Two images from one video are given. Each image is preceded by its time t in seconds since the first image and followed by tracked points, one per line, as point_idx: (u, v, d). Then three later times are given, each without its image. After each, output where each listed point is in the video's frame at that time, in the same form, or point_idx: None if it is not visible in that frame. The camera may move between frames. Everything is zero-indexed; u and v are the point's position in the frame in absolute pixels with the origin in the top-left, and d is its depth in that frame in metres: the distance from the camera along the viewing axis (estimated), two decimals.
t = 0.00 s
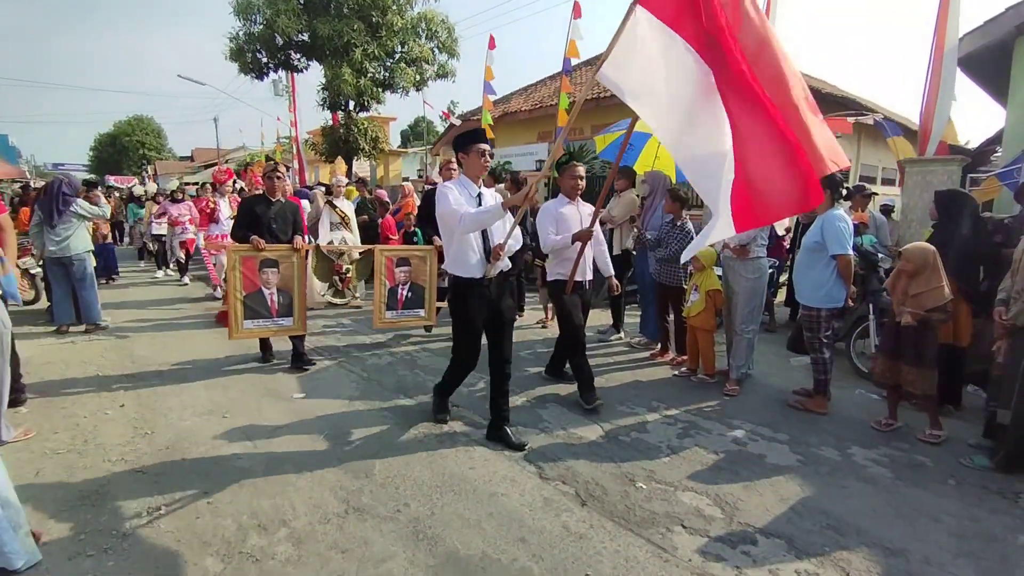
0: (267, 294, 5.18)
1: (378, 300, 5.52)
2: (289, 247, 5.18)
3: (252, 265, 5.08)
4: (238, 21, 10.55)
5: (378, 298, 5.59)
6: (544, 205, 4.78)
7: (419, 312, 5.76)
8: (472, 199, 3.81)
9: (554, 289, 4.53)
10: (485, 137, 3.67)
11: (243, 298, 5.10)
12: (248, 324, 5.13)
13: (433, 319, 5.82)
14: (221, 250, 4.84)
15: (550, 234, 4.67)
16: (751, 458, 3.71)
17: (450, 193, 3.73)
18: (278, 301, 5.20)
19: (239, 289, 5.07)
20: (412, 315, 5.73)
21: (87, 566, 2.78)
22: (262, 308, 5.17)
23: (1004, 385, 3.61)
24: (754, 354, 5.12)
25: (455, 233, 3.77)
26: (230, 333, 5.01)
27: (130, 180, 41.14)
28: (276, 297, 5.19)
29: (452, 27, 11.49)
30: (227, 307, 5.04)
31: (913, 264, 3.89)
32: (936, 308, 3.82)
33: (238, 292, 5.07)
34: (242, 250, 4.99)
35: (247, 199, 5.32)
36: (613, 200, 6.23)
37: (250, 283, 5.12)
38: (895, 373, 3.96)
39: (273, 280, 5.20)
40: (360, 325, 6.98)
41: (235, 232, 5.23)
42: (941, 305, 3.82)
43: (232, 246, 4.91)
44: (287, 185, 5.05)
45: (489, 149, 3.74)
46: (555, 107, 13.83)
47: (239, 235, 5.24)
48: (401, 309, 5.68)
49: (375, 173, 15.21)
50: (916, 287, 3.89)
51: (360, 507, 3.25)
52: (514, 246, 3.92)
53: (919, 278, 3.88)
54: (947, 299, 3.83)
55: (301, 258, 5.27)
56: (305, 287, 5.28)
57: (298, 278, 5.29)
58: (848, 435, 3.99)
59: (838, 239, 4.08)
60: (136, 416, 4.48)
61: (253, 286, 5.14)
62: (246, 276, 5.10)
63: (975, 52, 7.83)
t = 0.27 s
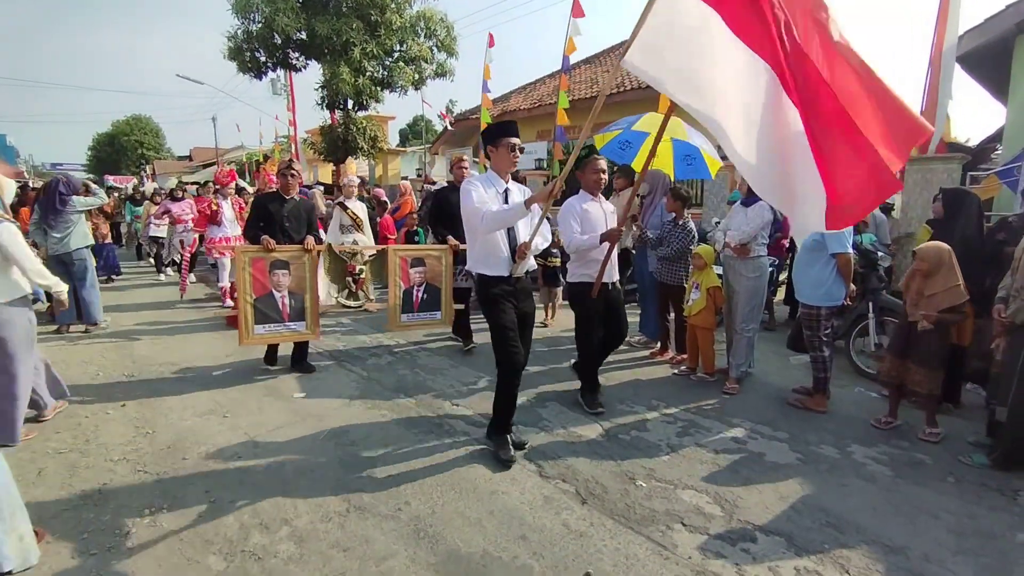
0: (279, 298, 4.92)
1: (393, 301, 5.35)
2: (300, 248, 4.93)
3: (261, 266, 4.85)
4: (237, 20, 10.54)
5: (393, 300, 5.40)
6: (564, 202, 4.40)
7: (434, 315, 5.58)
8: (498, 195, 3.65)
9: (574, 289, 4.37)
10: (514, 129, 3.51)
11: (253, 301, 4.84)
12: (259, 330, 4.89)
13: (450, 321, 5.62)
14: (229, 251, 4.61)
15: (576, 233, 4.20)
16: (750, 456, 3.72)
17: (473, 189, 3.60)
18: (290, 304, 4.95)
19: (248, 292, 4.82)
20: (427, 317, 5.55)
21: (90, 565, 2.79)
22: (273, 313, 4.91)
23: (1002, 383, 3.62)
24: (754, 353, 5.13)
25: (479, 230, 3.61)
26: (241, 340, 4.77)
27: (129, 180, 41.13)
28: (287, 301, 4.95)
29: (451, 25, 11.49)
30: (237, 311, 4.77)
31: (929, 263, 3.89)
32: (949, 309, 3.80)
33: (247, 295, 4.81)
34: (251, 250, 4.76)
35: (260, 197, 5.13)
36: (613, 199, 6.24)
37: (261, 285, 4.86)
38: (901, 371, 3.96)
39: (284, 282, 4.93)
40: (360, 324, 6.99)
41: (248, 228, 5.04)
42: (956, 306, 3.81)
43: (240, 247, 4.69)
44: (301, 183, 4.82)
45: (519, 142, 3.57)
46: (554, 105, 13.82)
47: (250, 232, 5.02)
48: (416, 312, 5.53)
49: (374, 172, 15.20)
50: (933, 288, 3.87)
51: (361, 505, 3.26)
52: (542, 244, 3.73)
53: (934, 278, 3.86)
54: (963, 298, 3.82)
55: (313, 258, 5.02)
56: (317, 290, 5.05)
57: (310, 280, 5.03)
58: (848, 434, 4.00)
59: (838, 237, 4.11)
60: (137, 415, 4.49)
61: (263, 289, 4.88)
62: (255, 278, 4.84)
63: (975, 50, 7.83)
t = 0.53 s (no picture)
0: (284, 302, 4.70)
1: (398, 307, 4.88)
2: (307, 250, 4.74)
3: (267, 268, 4.63)
4: (235, 19, 10.53)
5: (400, 306, 4.91)
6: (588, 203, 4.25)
7: (445, 322, 5.07)
8: (522, 198, 3.50)
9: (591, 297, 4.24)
10: (539, 128, 3.36)
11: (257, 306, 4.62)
12: (262, 336, 4.66)
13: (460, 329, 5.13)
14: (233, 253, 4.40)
15: (600, 234, 4.15)
16: (749, 455, 3.72)
17: (498, 193, 3.43)
18: (296, 309, 4.73)
19: (253, 296, 4.61)
20: (436, 324, 5.05)
21: (91, 563, 2.79)
22: (278, 318, 4.69)
23: (1001, 379, 3.64)
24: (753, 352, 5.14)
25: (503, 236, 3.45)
26: (244, 346, 4.55)
27: (127, 180, 41.08)
28: (293, 306, 4.74)
29: (449, 24, 11.48)
30: (240, 316, 4.55)
31: (944, 262, 3.87)
32: (970, 308, 3.78)
33: (252, 299, 4.60)
34: (255, 252, 4.57)
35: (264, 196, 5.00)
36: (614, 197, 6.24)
37: (266, 288, 4.64)
38: (911, 371, 3.96)
39: (290, 286, 4.72)
40: (359, 323, 6.98)
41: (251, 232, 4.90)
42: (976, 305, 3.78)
43: (246, 248, 4.49)
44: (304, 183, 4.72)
45: (544, 141, 3.43)
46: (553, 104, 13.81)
47: (254, 236, 4.88)
48: (425, 319, 5.05)
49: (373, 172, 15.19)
50: (949, 287, 3.85)
51: (361, 504, 3.26)
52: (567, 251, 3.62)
53: (952, 275, 3.85)
54: (981, 297, 3.80)
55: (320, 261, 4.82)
56: (324, 293, 4.83)
57: (316, 284, 4.81)
58: (847, 432, 4.00)
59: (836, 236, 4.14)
60: (137, 414, 4.49)
61: (268, 293, 4.65)
62: (259, 282, 4.62)
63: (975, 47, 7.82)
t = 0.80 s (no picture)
0: (288, 307, 4.71)
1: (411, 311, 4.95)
2: (313, 253, 4.73)
3: (271, 273, 4.62)
4: (233, 18, 10.51)
5: (411, 308, 5.05)
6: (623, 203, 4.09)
7: (455, 323, 5.23)
8: (550, 192, 3.27)
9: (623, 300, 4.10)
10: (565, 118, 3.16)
11: (261, 311, 4.64)
12: (268, 341, 4.68)
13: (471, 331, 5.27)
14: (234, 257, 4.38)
15: (634, 238, 4.04)
16: (748, 453, 3.72)
17: (527, 190, 3.19)
18: (301, 314, 4.74)
19: (256, 300, 4.61)
20: (447, 326, 5.21)
21: (89, 562, 2.78)
22: (283, 322, 4.70)
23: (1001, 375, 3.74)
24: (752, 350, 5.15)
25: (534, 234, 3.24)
26: (248, 351, 4.56)
27: (126, 180, 41.03)
28: (298, 310, 4.74)
29: (448, 23, 11.47)
30: (245, 321, 4.55)
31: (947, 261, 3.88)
32: (973, 307, 3.76)
33: (256, 304, 4.61)
34: (258, 257, 4.54)
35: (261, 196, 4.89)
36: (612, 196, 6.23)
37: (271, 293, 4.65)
38: (920, 369, 3.95)
39: (294, 290, 4.73)
40: (358, 322, 6.97)
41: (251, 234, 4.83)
42: (980, 304, 3.76)
43: (248, 252, 4.47)
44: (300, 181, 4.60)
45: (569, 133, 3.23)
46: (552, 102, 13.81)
47: (255, 238, 4.81)
48: (435, 320, 5.17)
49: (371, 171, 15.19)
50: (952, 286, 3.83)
51: (359, 503, 3.25)
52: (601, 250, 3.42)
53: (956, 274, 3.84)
54: (983, 297, 3.77)
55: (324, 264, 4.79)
56: (329, 296, 4.84)
57: (321, 287, 4.83)
58: (846, 431, 4.00)
59: (836, 235, 4.13)
60: (136, 413, 4.48)
61: (273, 297, 4.66)
62: (263, 287, 4.63)
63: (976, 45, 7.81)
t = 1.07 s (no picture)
0: (292, 311, 4.56)
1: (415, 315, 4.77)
2: (318, 255, 4.58)
3: (275, 275, 4.48)
4: (231, 18, 10.49)
5: (419, 314, 4.83)
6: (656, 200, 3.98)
7: (466, 330, 5.03)
8: (577, 186, 3.09)
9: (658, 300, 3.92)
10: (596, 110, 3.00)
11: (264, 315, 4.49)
12: (269, 346, 4.53)
13: (481, 338, 5.06)
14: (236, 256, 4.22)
15: (669, 234, 3.89)
16: (747, 453, 3.72)
17: (558, 185, 2.98)
18: (305, 318, 4.57)
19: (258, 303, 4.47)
20: (458, 332, 5.01)
21: (88, 562, 2.77)
22: (285, 327, 4.55)
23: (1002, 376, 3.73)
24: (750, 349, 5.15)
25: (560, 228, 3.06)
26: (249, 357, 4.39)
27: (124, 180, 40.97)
28: (303, 315, 4.58)
29: (446, 22, 11.46)
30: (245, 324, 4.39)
31: (945, 259, 3.88)
32: (970, 306, 3.77)
33: (258, 306, 4.47)
34: (262, 258, 4.37)
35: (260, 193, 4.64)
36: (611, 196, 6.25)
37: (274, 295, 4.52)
38: (917, 368, 3.96)
39: (298, 293, 4.57)
40: (357, 322, 6.97)
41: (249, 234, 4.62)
42: (976, 302, 3.77)
43: (251, 253, 4.29)
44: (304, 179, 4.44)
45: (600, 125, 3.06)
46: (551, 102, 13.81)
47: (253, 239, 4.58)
48: (445, 326, 4.96)
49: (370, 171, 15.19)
50: (949, 284, 3.84)
51: (358, 502, 3.24)
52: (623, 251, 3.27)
53: (953, 272, 3.84)
54: (981, 295, 3.77)
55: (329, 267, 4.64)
56: (334, 302, 4.69)
57: (326, 290, 4.67)
58: (845, 430, 4.00)
59: (834, 234, 4.13)
60: (135, 412, 4.47)
61: (277, 300, 4.53)
62: (266, 289, 4.48)
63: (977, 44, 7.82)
